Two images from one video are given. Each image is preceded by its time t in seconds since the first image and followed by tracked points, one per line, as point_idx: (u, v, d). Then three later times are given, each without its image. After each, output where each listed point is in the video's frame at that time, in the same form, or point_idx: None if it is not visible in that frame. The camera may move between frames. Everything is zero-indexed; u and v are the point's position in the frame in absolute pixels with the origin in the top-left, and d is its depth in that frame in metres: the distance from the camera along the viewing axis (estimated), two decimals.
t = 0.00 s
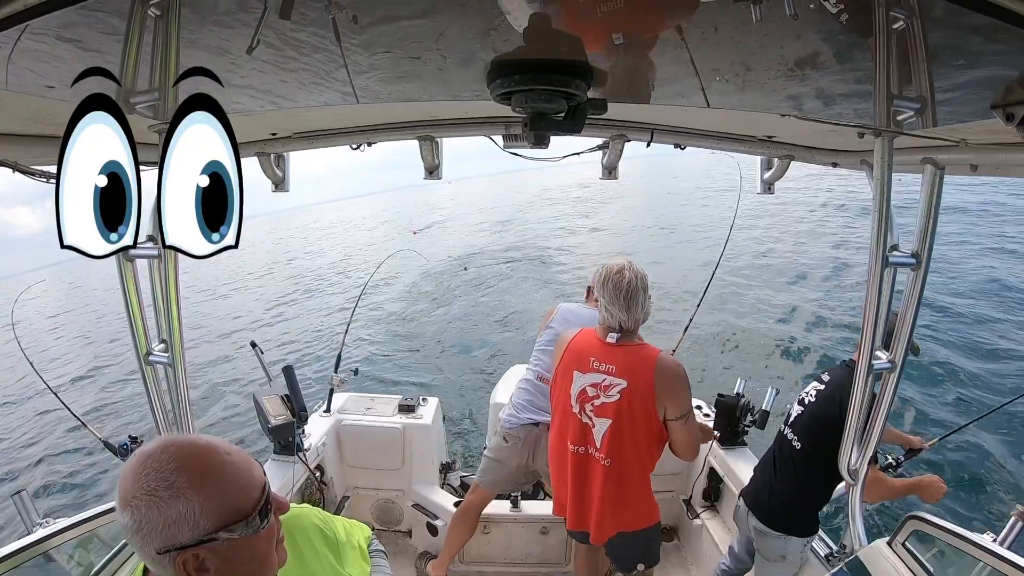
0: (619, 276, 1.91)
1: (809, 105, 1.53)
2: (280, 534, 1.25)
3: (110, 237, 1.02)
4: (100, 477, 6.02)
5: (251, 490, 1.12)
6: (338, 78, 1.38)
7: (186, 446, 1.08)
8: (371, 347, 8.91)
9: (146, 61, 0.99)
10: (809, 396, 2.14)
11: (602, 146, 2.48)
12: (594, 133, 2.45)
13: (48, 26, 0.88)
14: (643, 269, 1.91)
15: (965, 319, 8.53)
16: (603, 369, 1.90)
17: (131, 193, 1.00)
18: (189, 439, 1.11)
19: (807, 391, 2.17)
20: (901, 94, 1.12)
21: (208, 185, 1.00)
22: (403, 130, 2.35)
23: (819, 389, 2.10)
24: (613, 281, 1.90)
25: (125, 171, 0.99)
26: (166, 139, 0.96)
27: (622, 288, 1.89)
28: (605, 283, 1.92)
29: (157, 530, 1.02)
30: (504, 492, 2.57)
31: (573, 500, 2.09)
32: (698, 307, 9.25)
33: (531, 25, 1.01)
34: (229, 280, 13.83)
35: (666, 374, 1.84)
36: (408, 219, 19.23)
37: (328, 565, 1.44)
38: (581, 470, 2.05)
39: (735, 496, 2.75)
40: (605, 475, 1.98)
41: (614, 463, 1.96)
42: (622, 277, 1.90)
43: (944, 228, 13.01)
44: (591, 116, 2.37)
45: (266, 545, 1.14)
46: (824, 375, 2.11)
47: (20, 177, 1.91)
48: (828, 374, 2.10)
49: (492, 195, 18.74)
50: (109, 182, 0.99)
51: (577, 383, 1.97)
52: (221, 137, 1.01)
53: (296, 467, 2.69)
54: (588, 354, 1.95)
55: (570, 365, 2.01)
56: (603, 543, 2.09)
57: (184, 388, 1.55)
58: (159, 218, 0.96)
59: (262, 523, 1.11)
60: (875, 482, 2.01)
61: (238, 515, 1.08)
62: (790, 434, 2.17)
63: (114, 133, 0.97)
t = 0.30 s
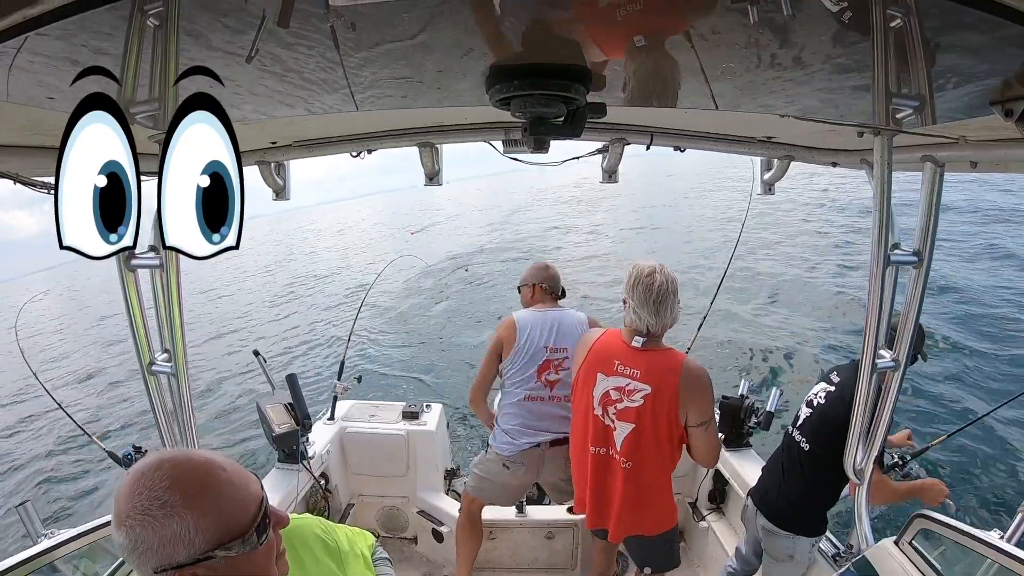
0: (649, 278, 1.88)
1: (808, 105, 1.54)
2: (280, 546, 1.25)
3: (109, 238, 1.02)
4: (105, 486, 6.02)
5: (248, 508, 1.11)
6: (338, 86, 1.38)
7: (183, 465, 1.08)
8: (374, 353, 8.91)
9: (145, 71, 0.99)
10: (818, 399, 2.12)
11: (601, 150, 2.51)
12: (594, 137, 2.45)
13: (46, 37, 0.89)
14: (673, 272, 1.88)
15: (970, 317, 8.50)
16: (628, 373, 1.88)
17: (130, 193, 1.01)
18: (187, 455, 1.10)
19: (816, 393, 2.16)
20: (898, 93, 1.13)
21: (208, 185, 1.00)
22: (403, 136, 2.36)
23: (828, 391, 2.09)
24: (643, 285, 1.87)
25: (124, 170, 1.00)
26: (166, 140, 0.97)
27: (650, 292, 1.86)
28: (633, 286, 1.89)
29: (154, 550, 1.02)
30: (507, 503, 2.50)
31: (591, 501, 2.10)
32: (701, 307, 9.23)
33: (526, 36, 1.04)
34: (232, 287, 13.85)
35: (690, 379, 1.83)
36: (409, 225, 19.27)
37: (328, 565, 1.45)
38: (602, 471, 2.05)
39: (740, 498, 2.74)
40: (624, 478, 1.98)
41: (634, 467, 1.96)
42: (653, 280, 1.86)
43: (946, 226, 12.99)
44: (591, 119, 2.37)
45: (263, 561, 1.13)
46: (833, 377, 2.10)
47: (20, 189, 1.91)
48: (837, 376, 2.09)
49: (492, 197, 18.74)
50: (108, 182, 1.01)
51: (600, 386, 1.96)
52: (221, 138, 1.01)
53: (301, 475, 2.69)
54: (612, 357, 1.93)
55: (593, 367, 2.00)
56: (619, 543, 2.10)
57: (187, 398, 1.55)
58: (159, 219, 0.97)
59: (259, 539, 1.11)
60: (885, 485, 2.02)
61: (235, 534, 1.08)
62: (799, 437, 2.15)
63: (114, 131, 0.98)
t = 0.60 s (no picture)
0: (656, 278, 1.88)
1: (808, 103, 1.54)
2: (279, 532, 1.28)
3: (109, 239, 1.02)
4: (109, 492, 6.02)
5: (258, 487, 1.14)
6: (339, 91, 1.39)
7: (193, 452, 1.09)
8: (377, 355, 8.91)
9: (146, 78, 0.99)
10: (819, 405, 2.10)
11: (601, 152, 2.53)
12: (594, 138, 2.44)
13: (47, 46, 0.90)
14: (679, 271, 1.87)
15: (974, 314, 8.47)
16: (634, 371, 1.88)
17: (129, 192, 1.01)
18: (193, 444, 1.12)
19: (818, 398, 2.14)
20: (898, 88, 1.13)
21: (210, 186, 1.01)
22: (404, 141, 2.36)
23: (829, 398, 2.06)
24: (650, 285, 1.86)
25: (124, 170, 1.01)
26: (166, 140, 0.98)
27: (659, 291, 1.85)
28: (642, 285, 1.89)
29: (176, 535, 1.02)
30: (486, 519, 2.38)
31: (603, 499, 2.10)
32: (704, 307, 9.21)
33: (527, 38, 1.03)
34: (234, 292, 13.87)
35: (696, 377, 1.82)
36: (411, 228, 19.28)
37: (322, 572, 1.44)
38: (611, 470, 2.05)
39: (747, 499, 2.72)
40: (633, 477, 1.97)
41: (643, 466, 1.96)
42: (661, 280, 1.86)
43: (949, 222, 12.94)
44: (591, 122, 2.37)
45: (273, 542, 1.15)
46: (832, 381, 2.09)
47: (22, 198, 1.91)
48: (837, 379, 2.07)
49: (493, 199, 18.72)
50: (108, 182, 1.01)
51: (608, 384, 1.97)
52: (221, 137, 1.02)
53: (305, 481, 2.69)
54: (619, 356, 1.94)
55: (601, 367, 2.00)
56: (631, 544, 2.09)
57: (191, 405, 1.55)
58: (159, 221, 0.98)
59: (272, 516, 1.14)
60: (895, 490, 1.99)
61: (251, 511, 1.10)
62: (803, 445, 2.14)
63: (114, 131, 0.99)
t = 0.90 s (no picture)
0: (652, 273, 1.87)
1: (805, 98, 1.53)
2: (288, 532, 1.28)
3: (109, 240, 1.03)
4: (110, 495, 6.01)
5: (267, 482, 1.14)
6: (335, 92, 1.38)
7: (201, 447, 1.10)
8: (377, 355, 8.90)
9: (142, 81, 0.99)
10: (812, 405, 2.10)
11: (599, 148, 2.53)
12: (592, 136, 2.46)
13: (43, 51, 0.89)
14: (674, 266, 1.87)
15: (973, 306, 8.47)
16: (633, 367, 1.88)
17: (129, 192, 1.01)
18: (201, 442, 1.13)
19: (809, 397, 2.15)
20: (894, 82, 1.13)
21: (210, 186, 1.01)
22: (402, 141, 2.37)
23: (821, 397, 2.07)
24: (645, 279, 1.86)
25: (124, 170, 1.00)
26: (166, 141, 0.98)
27: (653, 286, 1.85)
28: (636, 281, 1.89)
29: (187, 528, 1.03)
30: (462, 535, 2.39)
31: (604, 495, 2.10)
32: (703, 303, 9.21)
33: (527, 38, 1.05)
34: (233, 293, 13.85)
35: (695, 372, 1.83)
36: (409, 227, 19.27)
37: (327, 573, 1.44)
38: (612, 466, 2.05)
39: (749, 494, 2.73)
40: (634, 472, 1.98)
41: (644, 460, 1.96)
42: (656, 275, 1.86)
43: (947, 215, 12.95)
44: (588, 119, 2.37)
45: (281, 540, 1.15)
46: (823, 380, 2.09)
47: (20, 204, 1.90)
48: (827, 378, 2.07)
49: (491, 197, 18.72)
50: (107, 182, 1.01)
51: (606, 380, 1.97)
52: (222, 137, 1.02)
53: (308, 482, 2.68)
54: (618, 352, 1.93)
55: (599, 364, 2.00)
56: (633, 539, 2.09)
57: (193, 408, 1.55)
58: (159, 222, 0.97)
59: (280, 513, 1.14)
60: (900, 490, 1.99)
61: (260, 505, 1.11)
62: (799, 446, 2.15)
63: (113, 130, 0.99)
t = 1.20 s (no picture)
0: (645, 264, 1.87)
1: (799, 91, 1.54)
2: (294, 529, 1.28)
3: (108, 240, 1.05)
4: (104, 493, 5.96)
5: (276, 481, 1.14)
6: (329, 90, 1.38)
7: (208, 447, 1.09)
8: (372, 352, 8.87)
9: (136, 79, 0.98)
10: (794, 402, 2.12)
11: (593, 142, 2.51)
12: (586, 130, 2.46)
13: (37, 51, 0.88)
14: (666, 257, 1.88)
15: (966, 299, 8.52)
16: (629, 358, 1.89)
17: (131, 193, 1.03)
18: (208, 441, 1.12)
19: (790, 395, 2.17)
20: (889, 73, 1.13)
21: (210, 186, 1.00)
22: (396, 137, 2.36)
23: (802, 394, 2.08)
24: (637, 270, 1.86)
25: (123, 171, 1.02)
26: (166, 141, 0.97)
27: (645, 276, 1.85)
28: (629, 272, 1.89)
29: (195, 528, 1.03)
30: (420, 533, 2.44)
31: (601, 485, 2.11)
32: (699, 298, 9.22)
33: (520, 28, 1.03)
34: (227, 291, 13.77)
35: (689, 361, 1.84)
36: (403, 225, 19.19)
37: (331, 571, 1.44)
38: (608, 456, 2.06)
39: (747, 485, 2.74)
40: (630, 462, 1.99)
41: (640, 449, 1.97)
42: (649, 265, 1.86)
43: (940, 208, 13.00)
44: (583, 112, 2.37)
45: (289, 538, 1.15)
46: (802, 376, 2.11)
47: (12, 203, 1.88)
48: (807, 375, 2.09)
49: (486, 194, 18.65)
50: (106, 182, 1.03)
51: (602, 371, 1.97)
52: (222, 138, 1.02)
53: (306, 479, 2.69)
54: (613, 343, 1.94)
55: (595, 355, 2.00)
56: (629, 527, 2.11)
57: (190, 406, 1.54)
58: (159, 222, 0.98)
59: (288, 512, 1.14)
60: (894, 479, 2.01)
61: (268, 504, 1.11)
62: (788, 444, 2.17)
63: (113, 130, 1.02)
